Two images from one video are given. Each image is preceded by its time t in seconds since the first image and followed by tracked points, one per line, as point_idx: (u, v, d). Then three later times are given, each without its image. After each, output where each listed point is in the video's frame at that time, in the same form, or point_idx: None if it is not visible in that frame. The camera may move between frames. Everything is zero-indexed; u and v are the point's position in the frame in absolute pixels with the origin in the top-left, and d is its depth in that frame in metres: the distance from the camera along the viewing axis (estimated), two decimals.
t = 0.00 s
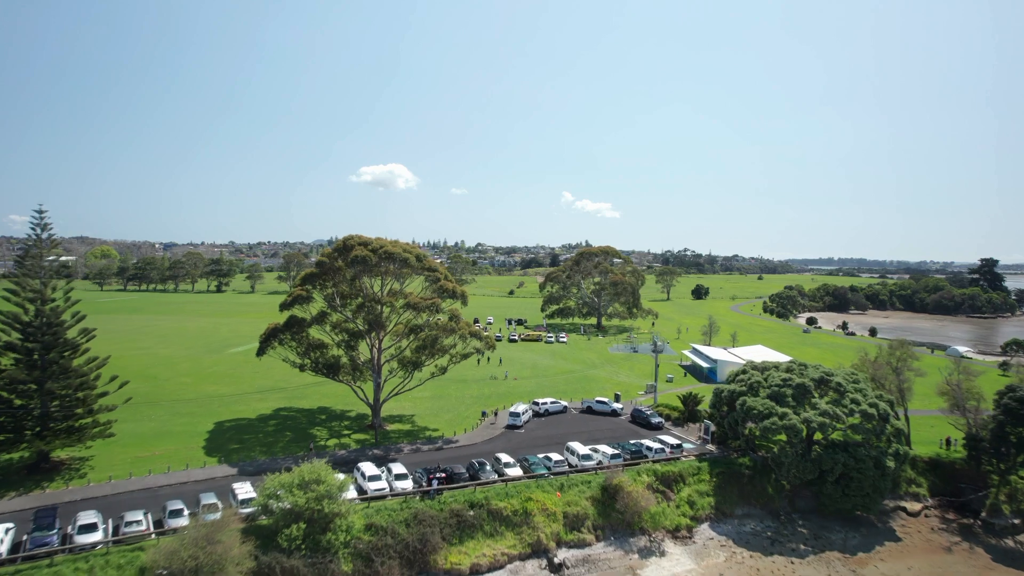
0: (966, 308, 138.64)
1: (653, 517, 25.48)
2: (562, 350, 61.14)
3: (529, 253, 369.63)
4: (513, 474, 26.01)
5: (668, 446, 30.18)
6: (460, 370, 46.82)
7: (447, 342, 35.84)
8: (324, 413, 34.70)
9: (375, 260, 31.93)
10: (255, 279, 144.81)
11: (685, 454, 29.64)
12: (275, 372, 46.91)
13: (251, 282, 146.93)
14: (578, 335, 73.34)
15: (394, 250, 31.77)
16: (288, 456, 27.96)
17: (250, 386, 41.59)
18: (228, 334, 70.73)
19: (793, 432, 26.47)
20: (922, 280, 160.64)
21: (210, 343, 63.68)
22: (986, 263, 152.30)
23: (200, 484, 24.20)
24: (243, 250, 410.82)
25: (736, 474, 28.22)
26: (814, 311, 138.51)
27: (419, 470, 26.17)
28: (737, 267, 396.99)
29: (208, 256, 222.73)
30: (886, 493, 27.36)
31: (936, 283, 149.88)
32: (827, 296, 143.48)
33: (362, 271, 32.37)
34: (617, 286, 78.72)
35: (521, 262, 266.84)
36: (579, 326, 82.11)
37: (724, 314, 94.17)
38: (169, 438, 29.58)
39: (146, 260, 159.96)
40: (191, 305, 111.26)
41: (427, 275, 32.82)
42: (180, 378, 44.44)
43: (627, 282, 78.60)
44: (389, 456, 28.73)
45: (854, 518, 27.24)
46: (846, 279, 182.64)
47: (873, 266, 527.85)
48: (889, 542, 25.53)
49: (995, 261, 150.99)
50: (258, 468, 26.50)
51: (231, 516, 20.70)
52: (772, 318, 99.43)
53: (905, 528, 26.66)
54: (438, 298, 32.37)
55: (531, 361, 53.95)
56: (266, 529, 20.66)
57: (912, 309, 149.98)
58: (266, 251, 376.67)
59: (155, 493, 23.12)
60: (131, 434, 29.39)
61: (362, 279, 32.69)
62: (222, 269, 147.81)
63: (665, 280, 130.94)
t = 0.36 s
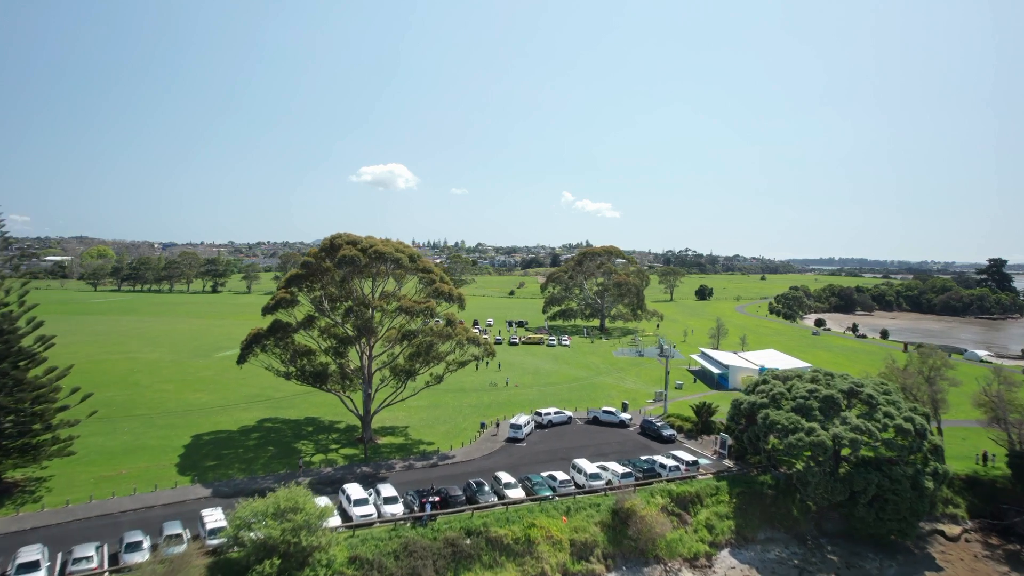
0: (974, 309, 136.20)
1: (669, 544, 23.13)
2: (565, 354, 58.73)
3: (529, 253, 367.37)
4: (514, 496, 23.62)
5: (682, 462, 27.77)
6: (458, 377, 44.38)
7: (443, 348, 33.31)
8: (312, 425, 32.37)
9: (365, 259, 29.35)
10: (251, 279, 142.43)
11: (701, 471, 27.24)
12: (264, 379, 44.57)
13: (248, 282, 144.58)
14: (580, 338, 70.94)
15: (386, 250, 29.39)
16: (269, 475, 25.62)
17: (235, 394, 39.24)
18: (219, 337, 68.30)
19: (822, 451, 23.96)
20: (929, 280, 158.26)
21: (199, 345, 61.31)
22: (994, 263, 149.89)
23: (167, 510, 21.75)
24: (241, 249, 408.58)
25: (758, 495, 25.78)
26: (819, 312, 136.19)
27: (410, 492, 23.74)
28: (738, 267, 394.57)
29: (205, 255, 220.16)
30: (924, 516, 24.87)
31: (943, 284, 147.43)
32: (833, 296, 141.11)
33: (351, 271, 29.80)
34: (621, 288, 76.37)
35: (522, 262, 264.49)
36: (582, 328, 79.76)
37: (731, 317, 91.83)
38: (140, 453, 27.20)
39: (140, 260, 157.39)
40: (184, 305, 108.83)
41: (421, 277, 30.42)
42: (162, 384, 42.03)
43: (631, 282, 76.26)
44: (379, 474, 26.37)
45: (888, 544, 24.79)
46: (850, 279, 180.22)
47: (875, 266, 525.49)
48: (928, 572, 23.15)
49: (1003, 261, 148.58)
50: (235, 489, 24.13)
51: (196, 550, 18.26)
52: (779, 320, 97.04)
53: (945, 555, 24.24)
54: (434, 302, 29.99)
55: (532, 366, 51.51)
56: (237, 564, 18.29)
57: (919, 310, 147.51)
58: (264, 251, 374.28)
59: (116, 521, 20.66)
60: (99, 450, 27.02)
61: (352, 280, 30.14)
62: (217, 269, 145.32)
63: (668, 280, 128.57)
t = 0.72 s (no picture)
0: (982, 309, 133.76)
1: None
2: (567, 358, 56.32)
3: (529, 253, 365.17)
4: (514, 524, 21.20)
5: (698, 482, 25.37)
6: (455, 386, 41.98)
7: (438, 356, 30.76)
8: (296, 440, 29.98)
9: (352, 259, 26.85)
10: (247, 280, 140.07)
11: (720, 493, 24.83)
12: (250, 386, 42.18)
13: (243, 283, 142.24)
14: (583, 341, 68.59)
15: (376, 250, 26.87)
16: (244, 498, 23.21)
17: (217, 403, 36.83)
18: (208, 340, 65.91)
19: (856, 474, 21.44)
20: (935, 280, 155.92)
21: (186, 349, 58.90)
22: (1001, 263, 147.58)
23: (123, 542, 19.26)
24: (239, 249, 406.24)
25: (784, 520, 23.32)
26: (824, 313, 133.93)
27: (399, 519, 21.29)
28: (739, 267, 392.31)
29: (201, 256, 217.60)
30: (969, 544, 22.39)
31: (950, 284, 144.99)
32: (838, 297, 138.83)
33: (337, 272, 27.30)
34: (624, 288, 74.01)
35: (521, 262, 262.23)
36: (584, 331, 77.44)
37: (736, 318, 89.54)
38: (104, 472, 24.74)
39: (134, 260, 154.99)
40: (176, 306, 106.42)
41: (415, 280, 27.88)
42: (141, 392, 39.59)
43: (635, 283, 73.89)
44: (366, 496, 23.99)
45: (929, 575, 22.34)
46: (855, 279, 177.76)
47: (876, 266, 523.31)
48: None
49: (1010, 261, 146.26)
50: (206, 515, 21.71)
51: None
52: (785, 322, 94.71)
53: None
54: (427, 306, 27.44)
55: (533, 372, 49.09)
56: None
57: (926, 310, 145.12)
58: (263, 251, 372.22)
59: (62, 557, 18.13)
60: (59, 469, 24.59)
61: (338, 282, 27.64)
62: (212, 270, 142.96)
63: (670, 280, 126.27)
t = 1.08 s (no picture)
0: (988, 310, 131.61)
1: None
2: (568, 363, 53.93)
3: (527, 253, 363.30)
4: (514, 558, 18.73)
5: (717, 504, 22.94)
6: (450, 395, 39.61)
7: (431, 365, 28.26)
8: (276, 457, 27.54)
9: (335, 259, 24.35)
10: (241, 280, 137.60)
11: (741, 519, 22.42)
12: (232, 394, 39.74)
13: (237, 284, 139.73)
14: (584, 345, 66.23)
15: (360, 249, 24.37)
16: (211, 526, 20.70)
17: (194, 414, 34.36)
18: (195, 343, 63.45)
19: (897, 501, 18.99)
20: (939, 280, 153.81)
21: (171, 353, 56.38)
22: (1006, 263, 145.49)
23: None
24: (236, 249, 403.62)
25: (814, 550, 20.91)
26: (828, 314, 131.84)
27: (383, 552, 18.83)
28: (739, 267, 390.33)
29: (196, 255, 214.81)
30: None
31: (954, 284, 142.78)
32: (841, 297, 136.72)
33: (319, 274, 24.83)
34: (626, 290, 71.59)
35: (520, 262, 260.14)
36: (584, 333, 75.06)
37: (741, 320, 87.26)
38: (56, 495, 22.21)
39: (126, 260, 152.33)
40: (167, 307, 103.94)
41: (404, 282, 25.37)
42: (115, 401, 37.15)
43: (637, 285, 71.47)
44: (349, 524, 21.54)
45: None
46: (858, 279, 175.60)
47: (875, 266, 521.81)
48: None
49: (1016, 261, 144.12)
50: (165, 546, 19.18)
51: None
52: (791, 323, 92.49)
53: None
54: (417, 311, 24.91)
55: (532, 378, 46.69)
56: None
57: (930, 311, 142.98)
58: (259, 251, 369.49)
59: None
60: (7, 493, 22.07)
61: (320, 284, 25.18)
62: (205, 270, 140.41)
63: (672, 281, 124.03)
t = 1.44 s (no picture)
0: (991, 311, 129.59)
1: None
2: (567, 368, 51.52)
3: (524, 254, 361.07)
4: None
5: (737, 533, 20.54)
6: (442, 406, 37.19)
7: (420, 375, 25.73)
8: (250, 477, 25.01)
9: (313, 259, 21.80)
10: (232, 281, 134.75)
11: (765, 550, 20.01)
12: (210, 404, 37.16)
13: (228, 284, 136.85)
14: (583, 348, 63.82)
15: (340, 248, 21.80)
16: (167, 562, 18.14)
17: (166, 427, 31.78)
18: (178, 347, 60.77)
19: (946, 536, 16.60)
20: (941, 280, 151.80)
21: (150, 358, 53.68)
22: (1009, 263, 143.52)
23: None
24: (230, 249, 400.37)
25: None
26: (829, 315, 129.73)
27: None
28: (736, 267, 388.51)
29: (189, 256, 211.96)
30: None
31: (956, 285, 140.66)
32: (843, 298, 134.62)
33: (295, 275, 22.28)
34: (627, 292, 69.19)
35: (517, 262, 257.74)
36: (584, 336, 72.66)
37: (744, 322, 84.99)
38: None
39: (114, 260, 149.18)
40: (154, 309, 101.13)
41: (389, 284, 22.79)
42: (83, 411, 34.54)
43: (638, 285, 69.07)
44: (326, 558, 19.07)
45: None
46: (858, 280, 173.54)
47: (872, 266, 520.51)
48: None
49: (1019, 261, 142.16)
50: None
51: None
52: (795, 325, 90.30)
53: None
54: (404, 317, 22.35)
55: (530, 385, 44.24)
56: None
57: (932, 312, 140.98)
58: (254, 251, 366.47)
59: None
60: None
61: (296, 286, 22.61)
62: (195, 270, 137.48)
63: (671, 281, 121.78)
